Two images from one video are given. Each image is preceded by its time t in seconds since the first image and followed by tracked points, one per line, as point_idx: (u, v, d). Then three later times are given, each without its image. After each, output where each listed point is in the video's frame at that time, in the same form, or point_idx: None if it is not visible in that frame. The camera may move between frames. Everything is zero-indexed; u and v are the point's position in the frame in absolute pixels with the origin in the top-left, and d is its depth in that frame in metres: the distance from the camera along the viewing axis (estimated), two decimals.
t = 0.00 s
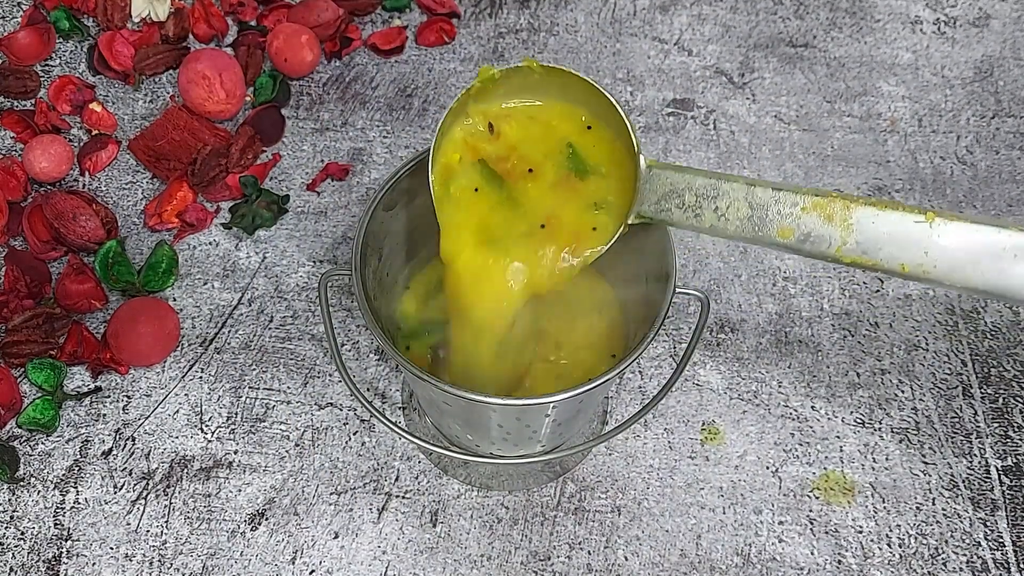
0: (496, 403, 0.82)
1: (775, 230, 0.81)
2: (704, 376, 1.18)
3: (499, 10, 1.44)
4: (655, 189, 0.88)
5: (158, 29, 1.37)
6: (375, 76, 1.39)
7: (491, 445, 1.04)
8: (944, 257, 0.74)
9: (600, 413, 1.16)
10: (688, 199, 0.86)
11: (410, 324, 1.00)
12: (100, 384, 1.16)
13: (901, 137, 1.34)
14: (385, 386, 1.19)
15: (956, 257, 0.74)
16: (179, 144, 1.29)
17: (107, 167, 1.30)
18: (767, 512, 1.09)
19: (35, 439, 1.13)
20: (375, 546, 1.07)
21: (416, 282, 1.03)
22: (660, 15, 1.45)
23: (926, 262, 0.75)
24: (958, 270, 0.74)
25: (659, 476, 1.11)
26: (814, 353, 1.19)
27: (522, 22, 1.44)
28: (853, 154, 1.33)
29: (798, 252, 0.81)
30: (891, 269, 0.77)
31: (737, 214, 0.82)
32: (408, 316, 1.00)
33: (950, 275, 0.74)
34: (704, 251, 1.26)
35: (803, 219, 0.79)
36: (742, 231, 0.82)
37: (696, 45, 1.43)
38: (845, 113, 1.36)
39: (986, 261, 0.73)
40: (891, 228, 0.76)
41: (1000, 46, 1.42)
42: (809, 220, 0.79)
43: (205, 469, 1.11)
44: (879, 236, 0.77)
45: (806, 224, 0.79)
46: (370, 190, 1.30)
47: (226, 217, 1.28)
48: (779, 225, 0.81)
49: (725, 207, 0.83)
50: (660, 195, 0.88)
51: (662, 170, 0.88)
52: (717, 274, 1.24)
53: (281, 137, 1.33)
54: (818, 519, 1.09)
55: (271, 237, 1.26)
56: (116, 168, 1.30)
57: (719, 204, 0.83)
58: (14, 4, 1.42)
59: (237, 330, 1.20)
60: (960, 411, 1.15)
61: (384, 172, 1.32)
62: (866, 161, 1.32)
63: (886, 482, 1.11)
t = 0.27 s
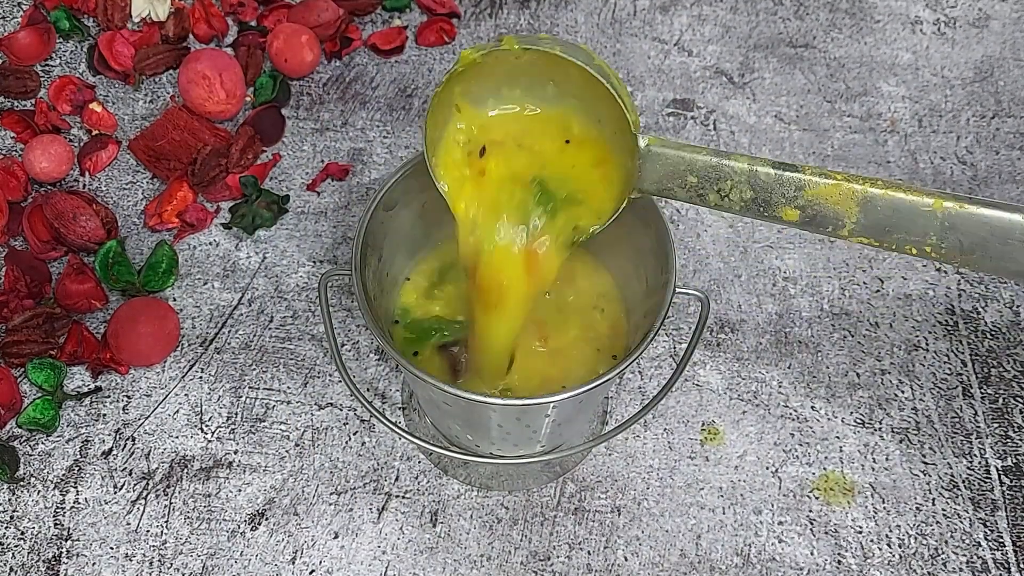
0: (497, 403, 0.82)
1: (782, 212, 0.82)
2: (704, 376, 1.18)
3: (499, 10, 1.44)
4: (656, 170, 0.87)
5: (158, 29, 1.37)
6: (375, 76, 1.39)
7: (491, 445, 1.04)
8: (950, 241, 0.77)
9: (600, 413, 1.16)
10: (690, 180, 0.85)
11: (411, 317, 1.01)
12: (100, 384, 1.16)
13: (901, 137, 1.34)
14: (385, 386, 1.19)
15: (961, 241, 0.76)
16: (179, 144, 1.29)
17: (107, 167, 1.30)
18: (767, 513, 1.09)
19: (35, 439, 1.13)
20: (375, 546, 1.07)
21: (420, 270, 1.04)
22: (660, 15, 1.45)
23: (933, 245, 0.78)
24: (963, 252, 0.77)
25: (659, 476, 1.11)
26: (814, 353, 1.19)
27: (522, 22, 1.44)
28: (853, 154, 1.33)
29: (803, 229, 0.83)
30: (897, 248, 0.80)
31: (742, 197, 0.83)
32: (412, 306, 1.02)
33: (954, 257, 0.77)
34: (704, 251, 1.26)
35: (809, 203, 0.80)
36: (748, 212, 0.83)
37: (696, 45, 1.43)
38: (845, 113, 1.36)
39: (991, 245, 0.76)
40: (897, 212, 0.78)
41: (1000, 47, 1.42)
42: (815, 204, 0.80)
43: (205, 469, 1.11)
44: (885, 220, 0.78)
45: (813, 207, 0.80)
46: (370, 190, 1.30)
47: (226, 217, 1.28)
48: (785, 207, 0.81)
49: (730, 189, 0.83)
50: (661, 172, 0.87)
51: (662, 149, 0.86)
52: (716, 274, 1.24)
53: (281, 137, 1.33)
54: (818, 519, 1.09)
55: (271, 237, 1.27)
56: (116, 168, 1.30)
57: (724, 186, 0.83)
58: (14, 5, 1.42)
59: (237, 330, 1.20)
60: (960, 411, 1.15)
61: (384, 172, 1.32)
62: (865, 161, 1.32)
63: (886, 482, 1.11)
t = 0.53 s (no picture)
0: (496, 403, 0.81)
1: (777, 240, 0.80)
2: (704, 377, 1.18)
3: (499, 11, 1.44)
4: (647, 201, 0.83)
5: (158, 30, 1.37)
6: (375, 76, 1.39)
7: (491, 446, 1.04)
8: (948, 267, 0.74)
9: (600, 414, 1.16)
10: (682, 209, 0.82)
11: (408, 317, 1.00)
12: (100, 385, 1.16)
13: (901, 138, 1.34)
14: (385, 386, 1.19)
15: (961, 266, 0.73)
16: (179, 144, 1.29)
17: (107, 168, 1.30)
18: (767, 513, 1.09)
19: (35, 439, 1.13)
20: (375, 546, 1.07)
21: (415, 269, 1.04)
22: (660, 16, 1.45)
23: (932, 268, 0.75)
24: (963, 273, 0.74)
25: (659, 477, 1.11)
26: (814, 353, 1.19)
27: (523, 22, 1.44)
28: (853, 155, 1.33)
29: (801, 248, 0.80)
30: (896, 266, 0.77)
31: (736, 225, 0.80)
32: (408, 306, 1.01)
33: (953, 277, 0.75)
34: (704, 251, 1.27)
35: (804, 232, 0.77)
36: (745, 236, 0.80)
37: (696, 45, 1.43)
38: (844, 114, 1.37)
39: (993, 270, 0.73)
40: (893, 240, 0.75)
41: (1000, 47, 1.42)
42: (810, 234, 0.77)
43: (205, 469, 1.12)
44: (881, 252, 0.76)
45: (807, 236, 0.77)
46: (370, 191, 1.30)
47: (226, 217, 1.28)
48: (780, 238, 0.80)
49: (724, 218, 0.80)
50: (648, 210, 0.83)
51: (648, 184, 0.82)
52: (716, 274, 1.25)
53: (281, 137, 1.33)
54: (817, 519, 1.09)
55: (271, 237, 1.27)
56: (116, 169, 1.30)
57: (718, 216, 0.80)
58: (14, 5, 1.42)
59: (237, 330, 1.20)
60: (960, 412, 1.15)
61: (384, 173, 1.32)
62: (865, 161, 1.32)
63: (885, 482, 1.11)
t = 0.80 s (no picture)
0: (496, 403, 0.81)
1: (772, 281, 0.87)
2: (704, 376, 1.18)
3: (499, 11, 1.44)
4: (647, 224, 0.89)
5: (158, 30, 1.37)
6: (375, 76, 1.39)
7: (491, 446, 1.04)
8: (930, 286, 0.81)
9: (600, 414, 1.16)
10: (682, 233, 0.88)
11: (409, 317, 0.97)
12: (100, 384, 1.16)
13: (901, 138, 1.34)
14: (385, 386, 1.19)
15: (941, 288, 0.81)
16: (179, 144, 1.29)
17: (107, 167, 1.30)
18: (767, 513, 1.09)
19: (35, 439, 1.13)
20: (375, 546, 1.07)
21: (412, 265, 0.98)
22: (660, 15, 1.45)
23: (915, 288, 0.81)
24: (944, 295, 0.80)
25: (659, 477, 1.11)
26: (814, 353, 1.19)
27: (523, 22, 1.44)
28: (853, 155, 1.33)
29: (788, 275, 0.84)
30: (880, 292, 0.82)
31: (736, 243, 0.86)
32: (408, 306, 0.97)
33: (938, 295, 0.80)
34: (704, 251, 1.26)
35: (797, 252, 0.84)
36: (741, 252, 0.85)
37: (696, 45, 1.43)
38: (844, 114, 1.37)
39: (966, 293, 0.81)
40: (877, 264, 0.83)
41: (1000, 47, 1.42)
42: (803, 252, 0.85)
43: (205, 469, 1.12)
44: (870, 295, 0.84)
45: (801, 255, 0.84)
46: (370, 191, 1.30)
47: (226, 217, 1.28)
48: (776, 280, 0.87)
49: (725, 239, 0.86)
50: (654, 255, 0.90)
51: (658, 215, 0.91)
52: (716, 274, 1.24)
53: (281, 137, 1.33)
54: (818, 519, 1.09)
55: (271, 237, 1.27)
56: (116, 169, 1.30)
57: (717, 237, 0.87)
58: (14, 5, 1.42)
59: (237, 330, 1.20)
60: (960, 412, 1.15)
61: (384, 173, 1.32)
62: (865, 161, 1.32)
63: (885, 482, 1.11)
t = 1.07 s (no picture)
0: (496, 403, 0.82)
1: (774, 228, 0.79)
2: (704, 376, 1.18)
3: (499, 11, 1.44)
4: (644, 201, 0.85)
5: (158, 30, 1.37)
6: (375, 76, 1.39)
7: (491, 446, 1.04)
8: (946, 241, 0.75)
9: (600, 413, 1.16)
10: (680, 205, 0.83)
11: (409, 314, 1.00)
12: (100, 385, 1.17)
13: (900, 139, 1.34)
14: (385, 386, 1.19)
15: (958, 241, 0.74)
16: (179, 144, 1.29)
17: (107, 167, 1.30)
18: (767, 513, 1.09)
19: (35, 439, 1.13)
20: (375, 546, 1.07)
21: (412, 268, 1.03)
22: (660, 16, 1.45)
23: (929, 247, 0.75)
24: (961, 253, 0.74)
25: (659, 476, 1.12)
26: (813, 353, 1.19)
27: (523, 23, 1.44)
28: (853, 155, 1.33)
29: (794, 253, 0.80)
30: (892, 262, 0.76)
31: (735, 216, 0.80)
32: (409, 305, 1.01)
33: (953, 259, 0.74)
34: (704, 251, 1.26)
35: (804, 217, 0.79)
36: (741, 231, 0.80)
37: (696, 45, 1.43)
38: (844, 115, 1.37)
39: (986, 242, 0.74)
40: (891, 220, 0.77)
41: (1000, 48, 1.42)
42: (810, 217, 0.79)
43: (205, 469, 1.12)
44: (882, 230, 0.77)
45: (807, 220, 0.79)
46: (370, 191, 1.30)
47: (226, 217, 1.28)
48: (778, 224, 0.79)
49: (724, 211, 0.81)
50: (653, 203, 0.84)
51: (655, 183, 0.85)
52: (716, 274, 1.24)
53: (281, 137, 1.34)
54: (817, 519, 1.09)
55: (271, 237, 1.27)
56: (116, 169, 1.30)
57: (716, 207, 0.82)
58: (14, 5, 1.42)
59: (237, 330, 1.20)
60: (959, 413, 1.15)
61: (384, 173, 1.32)
62: (865, 162, 1.32)
63: (885, 482, 1.11)
